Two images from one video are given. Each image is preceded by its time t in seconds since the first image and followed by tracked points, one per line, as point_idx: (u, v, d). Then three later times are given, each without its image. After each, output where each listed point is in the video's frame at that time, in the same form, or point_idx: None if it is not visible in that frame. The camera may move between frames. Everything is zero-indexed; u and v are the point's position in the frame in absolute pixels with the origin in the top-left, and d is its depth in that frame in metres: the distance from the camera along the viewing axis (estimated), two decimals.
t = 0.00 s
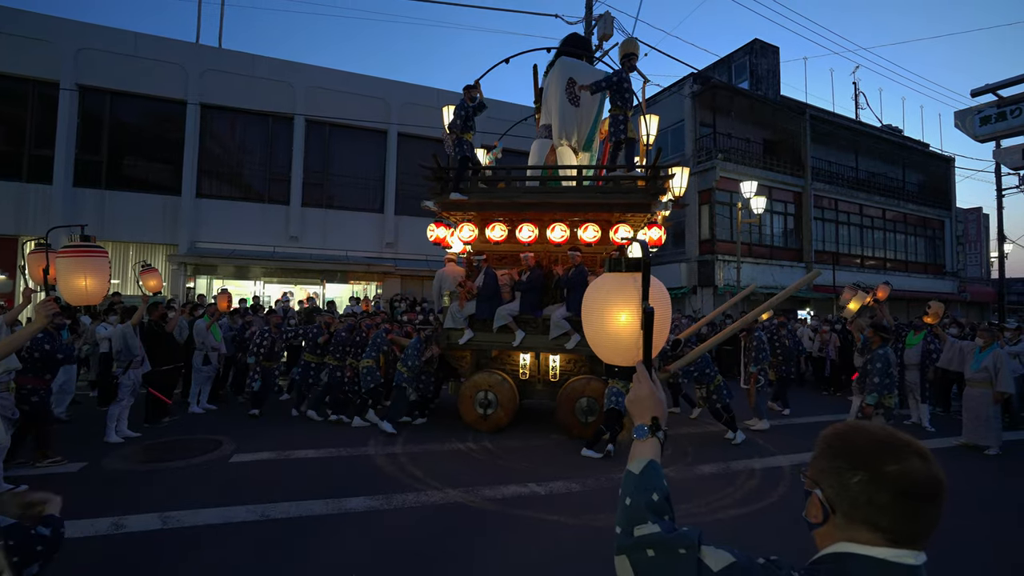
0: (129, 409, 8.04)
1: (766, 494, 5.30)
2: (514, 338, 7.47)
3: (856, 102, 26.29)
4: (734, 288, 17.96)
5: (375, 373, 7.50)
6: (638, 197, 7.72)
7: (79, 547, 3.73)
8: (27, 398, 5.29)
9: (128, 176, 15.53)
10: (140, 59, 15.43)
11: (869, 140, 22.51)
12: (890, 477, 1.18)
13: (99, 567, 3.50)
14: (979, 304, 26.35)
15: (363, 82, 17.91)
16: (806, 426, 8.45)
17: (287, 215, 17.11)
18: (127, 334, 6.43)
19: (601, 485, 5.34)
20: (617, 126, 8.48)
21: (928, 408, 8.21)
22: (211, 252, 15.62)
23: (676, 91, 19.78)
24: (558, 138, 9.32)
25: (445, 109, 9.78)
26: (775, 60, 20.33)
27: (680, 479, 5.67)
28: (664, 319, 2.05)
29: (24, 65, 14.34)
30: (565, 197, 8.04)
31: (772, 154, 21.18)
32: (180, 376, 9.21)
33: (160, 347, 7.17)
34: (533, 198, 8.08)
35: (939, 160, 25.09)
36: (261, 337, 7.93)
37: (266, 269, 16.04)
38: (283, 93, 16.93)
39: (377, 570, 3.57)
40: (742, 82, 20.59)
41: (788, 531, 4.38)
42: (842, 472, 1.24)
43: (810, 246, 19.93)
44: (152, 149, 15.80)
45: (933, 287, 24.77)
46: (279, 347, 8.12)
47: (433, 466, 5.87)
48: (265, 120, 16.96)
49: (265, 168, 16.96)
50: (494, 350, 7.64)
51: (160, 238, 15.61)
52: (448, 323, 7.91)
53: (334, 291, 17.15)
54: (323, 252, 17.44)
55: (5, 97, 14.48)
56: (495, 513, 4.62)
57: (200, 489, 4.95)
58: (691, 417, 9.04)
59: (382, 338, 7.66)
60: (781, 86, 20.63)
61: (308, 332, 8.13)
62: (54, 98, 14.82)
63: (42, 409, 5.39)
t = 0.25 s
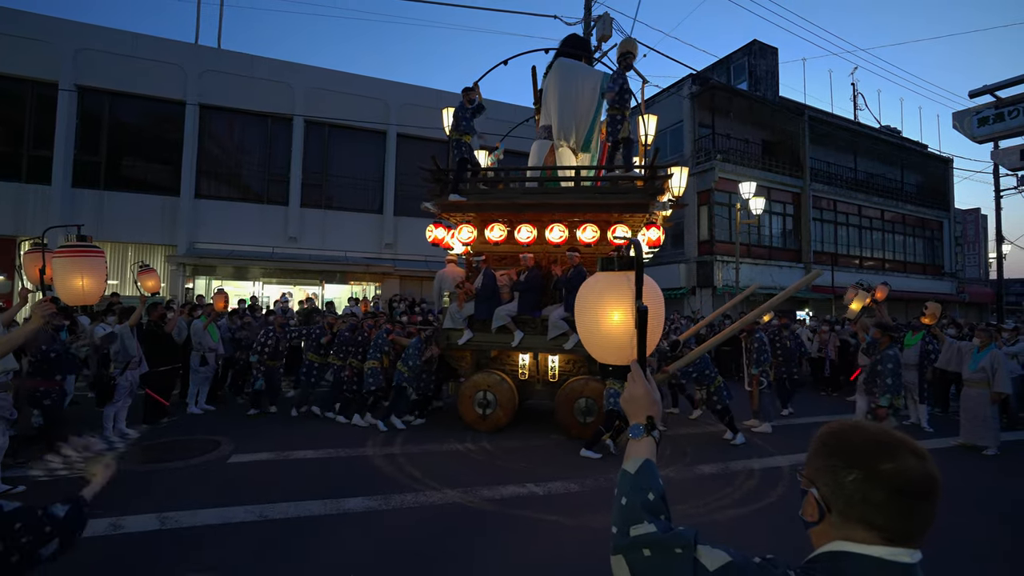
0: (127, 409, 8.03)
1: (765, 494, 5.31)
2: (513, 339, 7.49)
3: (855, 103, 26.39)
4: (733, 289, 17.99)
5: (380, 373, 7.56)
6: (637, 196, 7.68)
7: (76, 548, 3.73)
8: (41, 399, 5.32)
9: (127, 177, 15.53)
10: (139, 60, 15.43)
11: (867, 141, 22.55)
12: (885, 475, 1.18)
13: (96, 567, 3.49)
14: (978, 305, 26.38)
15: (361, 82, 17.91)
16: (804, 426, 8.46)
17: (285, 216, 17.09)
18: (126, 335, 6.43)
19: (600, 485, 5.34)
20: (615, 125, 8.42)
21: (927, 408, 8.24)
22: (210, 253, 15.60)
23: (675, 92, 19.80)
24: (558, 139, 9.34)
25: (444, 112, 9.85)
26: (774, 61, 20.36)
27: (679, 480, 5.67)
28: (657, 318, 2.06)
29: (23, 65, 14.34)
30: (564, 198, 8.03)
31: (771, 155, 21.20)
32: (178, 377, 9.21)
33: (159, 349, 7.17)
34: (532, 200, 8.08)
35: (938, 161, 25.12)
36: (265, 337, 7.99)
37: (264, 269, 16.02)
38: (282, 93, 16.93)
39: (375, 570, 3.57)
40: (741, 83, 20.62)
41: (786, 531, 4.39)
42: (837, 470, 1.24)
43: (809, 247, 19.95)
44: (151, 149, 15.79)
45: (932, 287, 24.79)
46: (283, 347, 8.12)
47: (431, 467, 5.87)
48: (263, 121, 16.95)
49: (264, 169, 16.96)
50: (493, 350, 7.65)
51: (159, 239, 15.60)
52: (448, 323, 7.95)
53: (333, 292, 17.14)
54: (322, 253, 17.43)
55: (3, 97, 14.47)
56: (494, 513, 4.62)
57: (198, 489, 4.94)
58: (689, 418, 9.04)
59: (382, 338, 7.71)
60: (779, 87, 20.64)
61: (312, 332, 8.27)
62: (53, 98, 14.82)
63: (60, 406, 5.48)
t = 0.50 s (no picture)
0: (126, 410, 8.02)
1: (763, 494, 5.32)
2: (512, 339, 7.48)
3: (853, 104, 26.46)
4: (732, 289, 18.01)
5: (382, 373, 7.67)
6: (635, 197, 7.71)
7: (75, 549, 3.72)
8: (42, 400, 5.29)
9: (125, 178, 15.52)
10: (138, 60, 15.42)
11: (866, 142, 22.59)
12: (883, 474, 1.18)
13: (94, 567, 3.49)
14: (976, 306, 26.44)
15: (360, 83, 17.91)
16: (802, 426, 8.48)
17: (284, 216, 17.08)
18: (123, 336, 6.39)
19: (598, 485, 5.35)
20: (612, 125, 8.41)
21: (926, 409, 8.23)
22: (209, 253, 15.59)
23: (674, 93, 19.82)
24: (557, 140, 9.38)
25: (444, 114, 9.88)
26: (772, 62, 20.39)
27: (677, 480, 5.68)
28: (654, 315, 2.06)
29: (22, 66, 14.33)
30: (563, 199, 8.05)
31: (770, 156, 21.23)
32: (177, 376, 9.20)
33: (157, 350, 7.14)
34: (531, 200, 8.11)
35: (936, 162, 25.17)
36: (271, 339, 8.23)
37: (263, 270, 16.01)
38: (281, 94, 16.93)
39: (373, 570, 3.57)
40: (740, 84, 20.65)
41: (784, 531, 4.40)
42: (835, 468, 1.24)
43: (808, 247, 19.98)
44: (150, 150, 15.79)
45: (930, 288, 24.83)
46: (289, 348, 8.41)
47: (430, 467, 5.87)
48: (262, 122, 16.95)
49: (263, 169, 16.96)
50: (492, 350, 7.66)
51: (158, 239, 15.59)
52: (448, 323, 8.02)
53: (332, 292, 17.15)
54: (321, 253, 17.42)
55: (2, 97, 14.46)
56: (492, 514, 4.61)
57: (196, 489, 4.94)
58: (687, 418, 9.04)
59: (384, 339, 7.76)
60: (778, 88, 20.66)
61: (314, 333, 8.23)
62: (52, 98, 14.81)
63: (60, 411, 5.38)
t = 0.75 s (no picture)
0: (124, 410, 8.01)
1: (762, 494, 5.33)
2: (512, 340, 7.49)
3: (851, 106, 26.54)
4: (731, 290, 18.04)
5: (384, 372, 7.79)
6: (633, 197, 7.75)
7: (73, 549, 3.72)
8: (29, 402, 5.27)
9: (124, 179, 15.51)
10: (138, 61, 15.43)
11: (865, 143, 22.65)
12: (877, 472, 1.20)
13: (94, 568, 3.50)
14: (974, 306, 26.49)
15: (360, 84, 17.93)
16: (800, 427, 8.50)
17: (283, 217, 17.08)
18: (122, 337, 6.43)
19: (598, 485, 5.36)
20: (609, 126, 8.40)
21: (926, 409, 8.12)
22: (208, 254, 15.59)
23: (673, 94, 19.86)
24: (557, 142, 9.40)
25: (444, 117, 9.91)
26: (771, 64, 20.44)
27: (676, 480, 5.69)
28: (656, 313, 2.08)
29: (21, 66, 14.33)
30: (562, 199, 8.02)
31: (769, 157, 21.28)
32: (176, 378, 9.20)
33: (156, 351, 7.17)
34: (530, 201, 8.12)
35: (934, 163, 25.23)
36: (277, 340, 8.49)
37: (263, 271, 16.01)
38: (280, 95, 16.95)
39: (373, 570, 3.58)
40: (738, 85, 20.69)
41: (782, 530, 4.41)
42: (829, 467, 1.26)
43: (806, 248, 20.02)
44: (149, 150, 15.78)
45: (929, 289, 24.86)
46: (296, 348, 8.65)
47: (429, 467, 5.88)
48: (262, 123, 16.96)
49: (262, 170, 16.97)
50: (492, 350, 7.69)
51: (157, 240, 15.58)
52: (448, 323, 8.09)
53: (332, 293, 17.16)
54: (320, 254, 17.43)
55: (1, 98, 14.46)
56: (491, 514, 4.62)
57: (196, 490, 4.94)
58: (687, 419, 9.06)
59: (387, 338, 7.81)
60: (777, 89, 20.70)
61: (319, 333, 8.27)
62: (51, 99, 14.81)
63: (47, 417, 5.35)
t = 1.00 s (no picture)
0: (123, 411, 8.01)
1: (760, 494, 5.34)
2: (512, 340, 7.49)
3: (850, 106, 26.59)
4: (730, 290, 18.07)
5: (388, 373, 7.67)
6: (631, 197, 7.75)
7: (71, 550, 3.72)
8: (19, 400, 5.19)
9: (123, 179, 15.50)
10: (136, 61, 15.42)
11: (863, 144, 22.70)
12: (866, 470, 1.20)
13: (93, 568, 3.50)
14: (972, 307, 26.55)
15: (359, 84, 17.93)
16: (799, 427, 8.52)
17: (283, 217, 17.07)
18: (120, 337, 6.38)
19: (596, 485, 5.37)
20: (608, 126, 8.40)
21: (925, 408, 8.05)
22: (207, 254, 15.58)
23: (672, 95, 19.87)
24: (557, 142, 9.39)
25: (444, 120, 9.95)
26: (770, 64, 20.48)
27: (675, 480, 5.71)
28: (655, 311, 2.09)
29: (20, 66, 14.32)
30: (561, 200, 8.06)
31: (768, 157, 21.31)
32: (175, 378, 9.20)
33: (154, 351, 7.17)
34: (529, 201, 8.15)
35: (933, 163, 25.27)
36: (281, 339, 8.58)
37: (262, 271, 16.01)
38: (280, 95, 16.95)
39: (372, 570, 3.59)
40: (737, 85, 20.72)
41: (780, 530, 4.42)
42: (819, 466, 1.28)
43: (805, 248, 20.05)
44: (148, 151, 15.77)
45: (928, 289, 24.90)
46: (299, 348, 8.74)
47: (428, 467, 5.89)
48: (261, 123, 16.96)
49: (261, 170, 16.97)
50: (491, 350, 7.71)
51: (156, 240, 15.58)
52: (449, 324, 8.12)
53: (331, 293, 17.17)
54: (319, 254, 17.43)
55: None
56: (489, 513, 4.63)
57: (195, 490, 4.95)
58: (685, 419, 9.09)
59: (389, 338, 7.75)
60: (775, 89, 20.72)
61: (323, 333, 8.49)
62: (50, 99, 14.80)
63: (37, 411, 5.26)
